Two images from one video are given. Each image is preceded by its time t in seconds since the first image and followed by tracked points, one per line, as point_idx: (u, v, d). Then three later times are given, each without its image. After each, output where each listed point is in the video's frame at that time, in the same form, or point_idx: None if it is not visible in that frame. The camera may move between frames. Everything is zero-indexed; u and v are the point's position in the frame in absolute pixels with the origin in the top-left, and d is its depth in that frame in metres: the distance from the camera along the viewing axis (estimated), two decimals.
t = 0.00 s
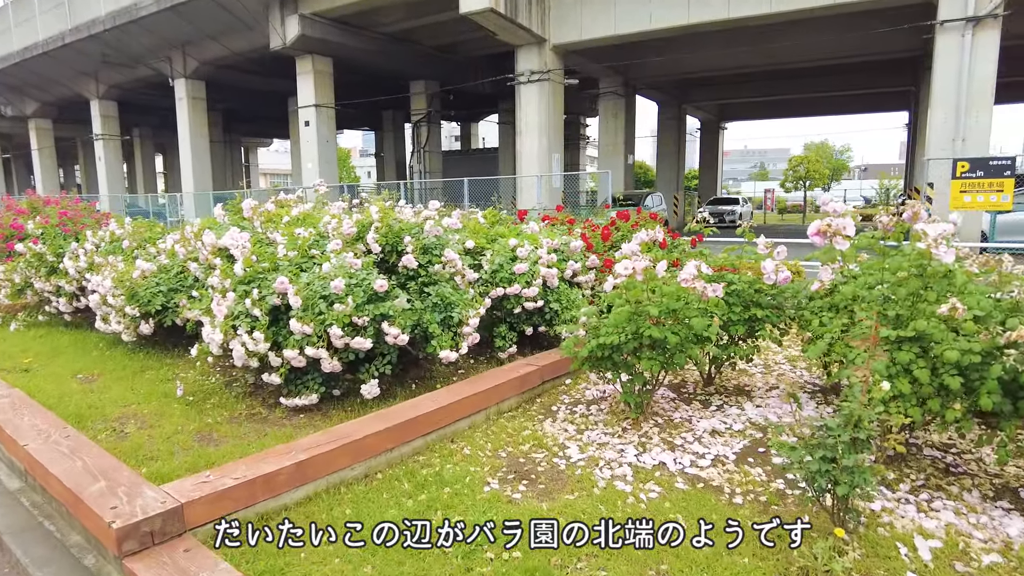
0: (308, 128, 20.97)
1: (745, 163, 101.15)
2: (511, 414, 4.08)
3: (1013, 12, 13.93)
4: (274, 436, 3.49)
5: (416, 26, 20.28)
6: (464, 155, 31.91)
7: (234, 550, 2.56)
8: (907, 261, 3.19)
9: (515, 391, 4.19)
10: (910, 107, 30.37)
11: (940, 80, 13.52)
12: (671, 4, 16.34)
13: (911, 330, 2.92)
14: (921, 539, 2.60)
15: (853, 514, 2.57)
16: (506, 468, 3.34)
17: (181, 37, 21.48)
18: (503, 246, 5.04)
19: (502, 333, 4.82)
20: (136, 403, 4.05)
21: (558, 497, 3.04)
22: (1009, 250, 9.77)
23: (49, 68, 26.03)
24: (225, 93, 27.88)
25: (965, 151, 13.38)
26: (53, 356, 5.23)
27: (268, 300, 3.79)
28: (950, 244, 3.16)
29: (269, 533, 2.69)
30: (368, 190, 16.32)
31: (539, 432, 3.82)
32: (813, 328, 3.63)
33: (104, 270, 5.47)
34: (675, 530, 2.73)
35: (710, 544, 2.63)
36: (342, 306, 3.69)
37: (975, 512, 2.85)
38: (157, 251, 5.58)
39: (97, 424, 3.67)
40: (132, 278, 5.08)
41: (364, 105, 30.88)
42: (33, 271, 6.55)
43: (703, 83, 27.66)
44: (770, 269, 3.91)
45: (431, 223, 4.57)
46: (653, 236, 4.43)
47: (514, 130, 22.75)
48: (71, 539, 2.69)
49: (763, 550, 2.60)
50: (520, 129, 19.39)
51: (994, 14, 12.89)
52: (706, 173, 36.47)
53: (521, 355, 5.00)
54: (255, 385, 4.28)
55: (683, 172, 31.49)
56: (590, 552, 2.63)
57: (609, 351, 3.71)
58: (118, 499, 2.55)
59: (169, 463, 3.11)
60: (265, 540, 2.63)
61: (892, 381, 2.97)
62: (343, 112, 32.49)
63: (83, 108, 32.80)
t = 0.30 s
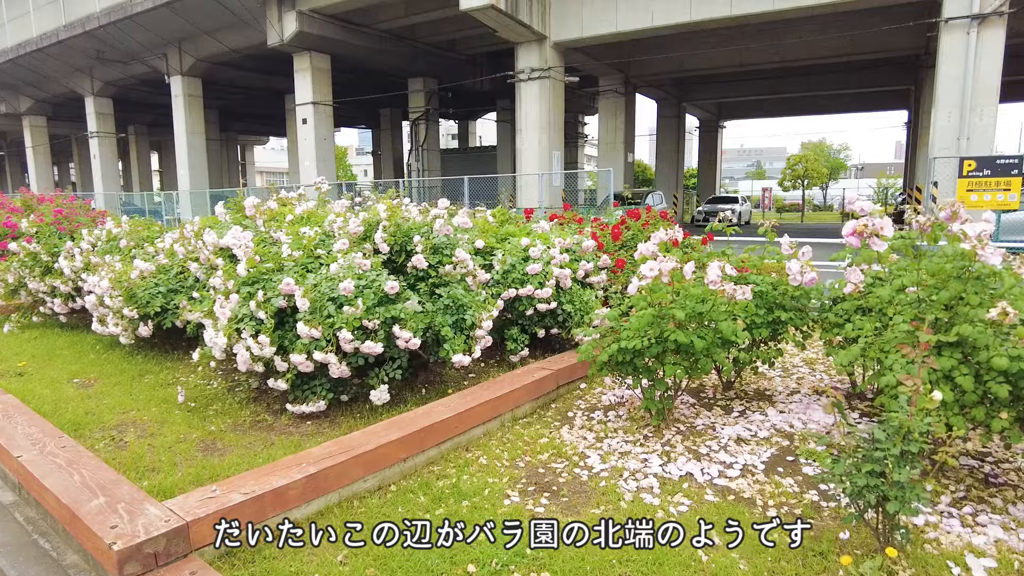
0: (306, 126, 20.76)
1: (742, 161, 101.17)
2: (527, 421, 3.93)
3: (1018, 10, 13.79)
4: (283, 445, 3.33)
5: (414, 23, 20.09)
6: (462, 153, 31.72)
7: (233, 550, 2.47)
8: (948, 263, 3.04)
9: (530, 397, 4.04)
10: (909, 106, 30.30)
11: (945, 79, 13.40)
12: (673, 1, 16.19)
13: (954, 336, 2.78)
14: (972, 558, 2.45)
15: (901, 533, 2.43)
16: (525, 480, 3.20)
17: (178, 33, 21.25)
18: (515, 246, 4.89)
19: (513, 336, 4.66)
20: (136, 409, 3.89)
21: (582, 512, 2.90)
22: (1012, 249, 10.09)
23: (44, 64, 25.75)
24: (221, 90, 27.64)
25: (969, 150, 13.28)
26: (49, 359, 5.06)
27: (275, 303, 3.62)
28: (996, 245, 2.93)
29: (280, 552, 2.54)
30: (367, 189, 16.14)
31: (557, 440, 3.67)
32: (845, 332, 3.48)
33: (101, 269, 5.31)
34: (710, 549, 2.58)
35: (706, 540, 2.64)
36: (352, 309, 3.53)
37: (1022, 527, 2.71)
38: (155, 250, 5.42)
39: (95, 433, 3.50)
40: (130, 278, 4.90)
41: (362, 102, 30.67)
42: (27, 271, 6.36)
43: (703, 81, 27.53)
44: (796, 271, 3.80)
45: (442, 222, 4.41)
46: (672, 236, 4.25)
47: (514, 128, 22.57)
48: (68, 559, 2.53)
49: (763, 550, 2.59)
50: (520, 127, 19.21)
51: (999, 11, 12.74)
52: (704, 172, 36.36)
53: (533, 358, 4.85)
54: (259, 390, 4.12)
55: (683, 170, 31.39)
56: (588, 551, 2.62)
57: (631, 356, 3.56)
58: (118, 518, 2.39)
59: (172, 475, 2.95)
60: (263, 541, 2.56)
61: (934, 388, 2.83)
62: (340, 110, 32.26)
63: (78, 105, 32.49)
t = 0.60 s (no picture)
0: (300, 123, 20.51)
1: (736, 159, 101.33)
2: (543, 427, 3.78)
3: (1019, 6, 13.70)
4: (292, 454, 3.18)
5: (410, 18, 19.88)
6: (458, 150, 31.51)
7: (232, 551, 2.30)
8: (994, 263, 2.91)
9: (546, 401, 3.88)
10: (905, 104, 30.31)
11: (946, 76, 13.31)
12: None
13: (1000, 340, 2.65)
14: None
15: (954, 550, 2.29)
16: (548, 490, 3.05)
17: (170, 28, 20.96)
18: (527, 244, 4.74)
19: (525, 338, 4.50)
20: (134, 416, 3.72)
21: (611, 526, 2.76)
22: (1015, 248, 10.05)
23: (34, 59, 25.35)
24: (214, 86, 27.32)
25: (969, 148, 13.19)
26: (41, 362, 4.86)
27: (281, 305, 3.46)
28: None
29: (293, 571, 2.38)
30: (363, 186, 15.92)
31: (577, 447, 3.52)
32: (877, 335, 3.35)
33: (95, 269, 5.12)
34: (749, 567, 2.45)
35: (710, 545, 2.57)
36: (363, 311, 3.37)
37: None
38: (153, 249, 5.24)
39: (91, 442, 3.33)
40: (127, 278, 4.72)
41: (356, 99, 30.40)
42: (18, 270, 6.15)
43: (700, 78, 27.42)
44: (823, 270, 3.66)
45: (452, 219, 4.25)
46: (692, 234, 4.10)
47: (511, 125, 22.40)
48: None
49: (760, 550, 2.57)
50: (518, 124, 19.04)
51: (1001, 8, 12.64)
52: (700, 170, 36.28)
53: (545, 360, 4.71)
54: (263, 395, 3.95)
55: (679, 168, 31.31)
56: (588, 552, 2.58)
57: (654, 360, 3.42)
58: (118, 538, 2.22)
59: (176, 488, 2.80)
60: (265, 541, 2.40)
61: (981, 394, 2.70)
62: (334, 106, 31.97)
63: (68, 101, 32.06)
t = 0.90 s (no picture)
0: (294, 118, 20.28)
1: (728, 155, 101.45)
2: (558, 430, 3.65)
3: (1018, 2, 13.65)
4: (299, 462, 3.04)
5: (405, 13, 19.66)
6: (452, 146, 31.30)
7: (231, 552, 2.15)
8: None
9: (560, 404, 3.74)
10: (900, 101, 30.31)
11: (945, 72, 13.22)
12: None
13: None
14: None
15: (1006, 567, 2.17)
16: (568, 499, 2.93)
17: (161, 22, 20.66)
18: (537, 240, 4.60)
19: (535, 337, 4.36)
20: (132, 421, 3.57)
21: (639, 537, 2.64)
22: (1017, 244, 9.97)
23: (22, 54, 24.97)
24: (206, 81, 27.00)
25: (969, 144, 13.13)
26: (32, 364, 4.70)
27: (286, 304, 3.31)
28: None
29: None
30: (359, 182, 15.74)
31: (595, 452, 3.39)
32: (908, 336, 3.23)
33: (89, 267, 4.94)
34: None
35: (709, 545, 2.54)
36: (372, 311, 3.23)
37: None
38: (148, 246, 5.07)
39: (87, 448, 3.19)
40: (122, 276, 4.57)
41: (350, 94, 30.11)
42: (6, 268, 5.97)
43: (695, 74, 27.33)
44: (846, 267, 3.57)
45: (461, 216, 4.11)
46: (710, 231, 3.95)
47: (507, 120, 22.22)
48: None
49: (771, 553, 2.50)
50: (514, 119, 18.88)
51: (1001, 4, 12.59)
52: (695, 166, 36.21)
53: (556, 361, 4.58)
54: (265, 398, 3.80)
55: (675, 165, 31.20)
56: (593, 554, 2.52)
57: (676, 361, 3.29)
58: (117, 557, 2.08)
59: (177, 499, 2.66)
60: (265, 539, 2.22)
61: None
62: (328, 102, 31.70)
63: (57, 96, 31.62)
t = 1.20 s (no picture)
0: (290, 113, 20.05)
1: (725, 150, 101.26)
2: (574, 435, 3.51)
3: None
4: (308, 471, 2.89)
5: (403, 6, 19.44)
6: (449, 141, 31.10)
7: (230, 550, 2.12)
8: None
9: (576, 408, 3.60)
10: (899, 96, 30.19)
11: (949, 66, 13.08)
12: None
13: None
14: None
15: None
16: (590, 510, 2.80)
17: (155, 16, 20.40)
18: (549, 237, 4.45)
19: (547, 337, 4.21)
20: (129, 426, 3.41)
21: (670, 552, 2.53)
22: None
23: (14, 48, 24.64)
24: (201, 76, 26.71)
25: (973, 138, 12.96)
26: (25, 366, 4.54)
27: (291, 305, 3.15)
28: None
29: None
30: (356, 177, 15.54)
31: (615, 459, 3.25)
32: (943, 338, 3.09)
33: (83, 265, 4.77)
34: None
35: (709, 543, 2.52)
36: (382, 313, 3.08)
37: None
38: (145, 243, 4.91)
39: (84, 457, 3.03)
40: (118, 275, 4.41)
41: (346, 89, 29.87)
42: None
43: (694, 68, 27.16)
44: (873, 265, 3.50)
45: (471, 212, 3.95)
46: (730, 227, 3.80)
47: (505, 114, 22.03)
48: None
49: (810, 568, 2.37)
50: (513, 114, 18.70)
51: None
52: (694, 161, 36.05)
53: (568, 362, 4.44)
54: (268, 402, 3.65)
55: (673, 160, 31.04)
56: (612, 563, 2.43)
57: (701, 363, 3.15)
58: None
59: (180, 513, 2.51)
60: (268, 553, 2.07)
61: None
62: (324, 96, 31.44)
63: (50, 91, 31.25)
